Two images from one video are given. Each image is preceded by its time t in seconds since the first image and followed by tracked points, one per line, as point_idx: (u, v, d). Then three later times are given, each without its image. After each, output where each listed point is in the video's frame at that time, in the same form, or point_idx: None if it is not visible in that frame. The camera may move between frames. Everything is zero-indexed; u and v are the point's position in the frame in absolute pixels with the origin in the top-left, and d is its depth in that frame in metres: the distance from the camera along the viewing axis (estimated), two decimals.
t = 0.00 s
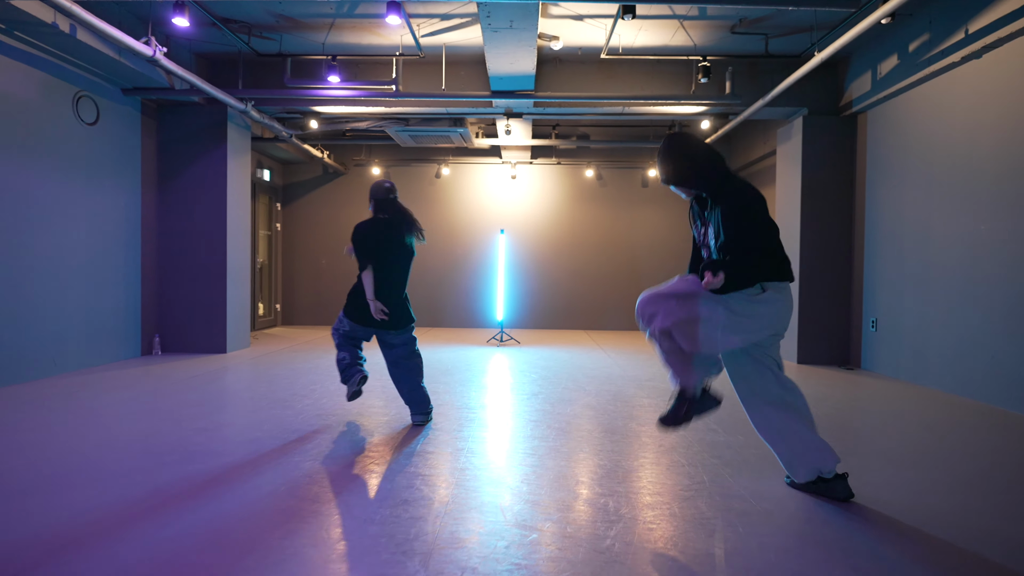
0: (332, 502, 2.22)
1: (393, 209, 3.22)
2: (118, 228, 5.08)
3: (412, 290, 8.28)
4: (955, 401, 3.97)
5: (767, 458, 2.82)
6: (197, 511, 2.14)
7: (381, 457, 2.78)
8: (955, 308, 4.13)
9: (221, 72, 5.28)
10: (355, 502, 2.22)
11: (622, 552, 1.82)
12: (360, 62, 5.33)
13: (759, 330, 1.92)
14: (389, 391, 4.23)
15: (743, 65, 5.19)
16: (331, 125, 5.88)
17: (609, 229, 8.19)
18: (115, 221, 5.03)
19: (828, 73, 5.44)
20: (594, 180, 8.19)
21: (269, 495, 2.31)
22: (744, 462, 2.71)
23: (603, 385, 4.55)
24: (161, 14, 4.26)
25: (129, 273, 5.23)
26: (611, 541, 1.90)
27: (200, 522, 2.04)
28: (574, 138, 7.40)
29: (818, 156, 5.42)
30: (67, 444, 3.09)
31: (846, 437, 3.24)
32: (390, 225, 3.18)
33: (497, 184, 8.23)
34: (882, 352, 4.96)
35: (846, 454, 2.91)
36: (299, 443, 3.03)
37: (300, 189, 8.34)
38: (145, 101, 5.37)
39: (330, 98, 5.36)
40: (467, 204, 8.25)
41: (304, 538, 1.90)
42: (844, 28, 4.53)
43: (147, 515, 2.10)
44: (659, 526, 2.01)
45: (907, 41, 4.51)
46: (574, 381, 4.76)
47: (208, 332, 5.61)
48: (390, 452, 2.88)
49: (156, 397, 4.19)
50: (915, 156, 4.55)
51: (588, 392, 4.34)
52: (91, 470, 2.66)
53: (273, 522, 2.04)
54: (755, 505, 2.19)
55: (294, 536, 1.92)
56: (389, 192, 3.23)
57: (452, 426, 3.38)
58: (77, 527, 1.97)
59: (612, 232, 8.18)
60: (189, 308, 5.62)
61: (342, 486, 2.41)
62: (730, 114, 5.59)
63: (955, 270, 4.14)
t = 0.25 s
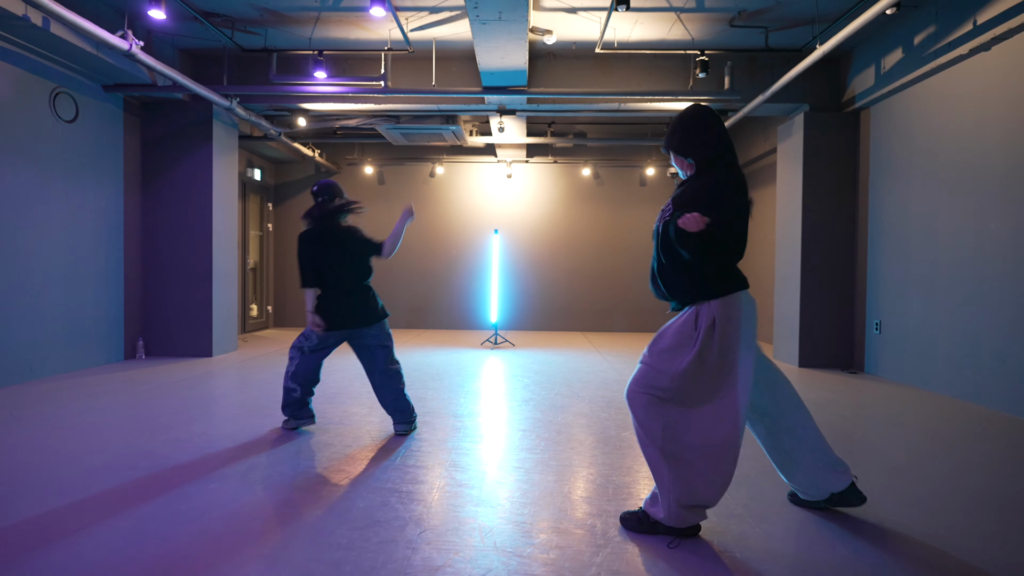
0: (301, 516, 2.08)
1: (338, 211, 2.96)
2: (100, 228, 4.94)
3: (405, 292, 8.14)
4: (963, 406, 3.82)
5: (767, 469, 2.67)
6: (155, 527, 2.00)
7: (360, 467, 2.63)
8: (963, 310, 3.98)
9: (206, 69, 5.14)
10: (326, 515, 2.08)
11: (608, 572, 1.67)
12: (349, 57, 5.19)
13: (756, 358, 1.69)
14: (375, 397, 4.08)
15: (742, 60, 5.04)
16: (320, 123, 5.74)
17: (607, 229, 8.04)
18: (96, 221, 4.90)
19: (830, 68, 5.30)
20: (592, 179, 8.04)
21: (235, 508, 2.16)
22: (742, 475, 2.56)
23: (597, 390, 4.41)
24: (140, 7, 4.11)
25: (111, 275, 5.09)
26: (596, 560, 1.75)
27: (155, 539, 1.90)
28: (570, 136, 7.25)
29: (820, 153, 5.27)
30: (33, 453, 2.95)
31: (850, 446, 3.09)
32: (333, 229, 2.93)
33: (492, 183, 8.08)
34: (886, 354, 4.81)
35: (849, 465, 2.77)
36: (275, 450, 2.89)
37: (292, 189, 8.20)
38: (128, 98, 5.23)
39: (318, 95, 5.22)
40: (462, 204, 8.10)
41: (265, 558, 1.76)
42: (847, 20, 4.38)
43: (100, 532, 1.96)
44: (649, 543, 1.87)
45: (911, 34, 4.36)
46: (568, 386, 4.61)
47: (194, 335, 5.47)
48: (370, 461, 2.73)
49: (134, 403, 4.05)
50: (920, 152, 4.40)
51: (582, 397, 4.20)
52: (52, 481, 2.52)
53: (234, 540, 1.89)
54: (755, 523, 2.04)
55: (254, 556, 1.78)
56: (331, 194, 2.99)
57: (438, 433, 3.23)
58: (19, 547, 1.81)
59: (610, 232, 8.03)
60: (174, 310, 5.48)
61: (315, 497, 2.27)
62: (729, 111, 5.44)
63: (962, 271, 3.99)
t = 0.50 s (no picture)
0: (292, 518, 2.06)
1: (310, 205, 3.15)
2: (96, 228, 4.92)
3: (404, 291, 8.12)
4: (963, 406, 3.80)
5: (765, 470, 2.65)
6: (145, 529, 1.98)
7: (355, 468, 2.61)
8: (963, 309, 3.96)
9: (202, 68, 5.12)
10: (318, 517, 2.06)
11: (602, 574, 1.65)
12: (346, 57, 5.17)
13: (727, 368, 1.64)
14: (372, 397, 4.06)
15: (741, 58, 5.02)
16: (318, 122, 5.72)
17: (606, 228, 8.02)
18: (92, 221, 4.88)
19: (829, 66, 5.27)
20: (591, 179, 8.02)
21: (226, 510, 2.14)
22: (739, 476, 2.54)
23: (595, 390, 4.39)
24: (136, 6, 4.10)
25: (108, 275, 5.07)
26: (590, 561, 1.73)
27: (143, 542, 1.88)
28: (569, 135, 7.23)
29: (819, 152, 5.24)
30: (26, 453, 2.93)
31: (848, 447, 3.07)
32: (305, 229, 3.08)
33: (491, 182, 8.07)
34: (886, 354, 4.78)
35: (849, 466, 2.74)
36: (269, 451, 2.87)
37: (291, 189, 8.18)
38: (125, 97, 5.22)
39: (315, 94, 5.20)
40: (461, 203, 8.08)
41: (254, 561, 1.74)
42: (846, 18, 4.36)
43: (88, 535, 1.94)
44: (644, 545, 1.84)
45: (911, 32, 4.33)
46: (566, 385, 4.59)
47: (191, 335, 5.46)
48: (366, 462, 2.71)
49: (129, 404, 4.03)
50: (920, 151, 4.38)
51: (579, 397, 4.18)
52: (43, 482, 2.50)
53: (224, 542, 1.87)
54: (751, 524, 2.02)
55: (243, 558, 1.76)
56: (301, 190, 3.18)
57: (435, 434, 3.20)
58: (7, 548, 1.79)
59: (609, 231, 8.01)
60: (171, 310, 5.47)
61: (308, 498, 2.25)
62: (727, 109, 5.42)
63: (963, 270, 3.96)
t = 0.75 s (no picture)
0: (312, 496, 2.26)
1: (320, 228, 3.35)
2: (113, 229, 5.12)
3: (407, 291, 8.32)
4: (942, 400, 3.98)
5: (748, 456, 2.84)
6: (178, 506, 2.18)
7: (367, 454, 2.81)
8: (943, 308, 4.15)
9: (215, 75, 5.32)
10: (336, 495, 2.25)
11: (592, 542, 1.85)
12: (353, 64, 5.37)
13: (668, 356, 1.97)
14: (379, 390, 4.26)
15: (733, 66, 5.21)
16: (325, 127, 5.92)
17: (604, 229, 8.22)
18: (109, 223, 5.08)
19: (819, 73, 5.46)
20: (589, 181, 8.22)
21: (251, 490, 2.34)
22: (724, 461, 2.73)
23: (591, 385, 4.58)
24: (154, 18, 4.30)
25: (124, 275, 5.28)
26: (583, 531, 1.92)
27: (179, 517, 2.07)
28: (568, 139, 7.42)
29: (809, 156, 5.43)
30: (57, 442, 3.13)
31: (829, 436, 3.26)
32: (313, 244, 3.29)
33: (492, 184, 8.26)
34: (872, 350, 4.97)
35: (827, 453, 2.93)
36: (285, 439, 3.07)
37: (297, 191, 8.38)
38: (140, 103, 5.41)
39: (322, 100, 5.40)
40: (463, 205, 8.28)
41: (280, 532, 1.93)
42: (833, 29, 4.55)
43: (127, 511, 2.14)
44: (631, 518, 2.04)
45: (895, 42, 4.53)
46: (564, 380, 4.79)
47: (203, 332, 5.66)
48: (377, 448, 2.90)
49: (147, 398, 4.23)
50: (904, 156, 4.57)
51: (577, 391, 4.38)
52: (77, 468, 2.70)
53: (252, 517, 2.07)
54: (731, 502, 2.21)
55: (270, 530, 1.95)
56: (316, 211, 3.40)
57: (441, 423, 3.40)
58: (58, 522, 1.99)
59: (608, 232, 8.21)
60: (184, 308, 5.67)
61: (325, 479, 2.44)
62: (721, 115, 5.61)
63: (943, 270, 4.15)
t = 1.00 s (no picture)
0: (341, 473, 2.53)
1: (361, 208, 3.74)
2: (139, 231, 5.40)
3: (415, 290, 8.58)
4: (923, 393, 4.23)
5: (737, 440, 3.09)
6: (223, 481, 2.45)
7: (387, 438, 3.07)
8: (926, 306, 4.39)
9: (234, 85, 5.60)
10: (362, 473, 2.52)
11: (591, 509, 2.11)
12: (366, 73, 5.63)
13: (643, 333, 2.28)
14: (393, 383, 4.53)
15: (728, 75, 5.47)
16: (338, 133, 6.19)
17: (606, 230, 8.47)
18: (135, 225, 5.36)
19: (811, 82, 5.71)
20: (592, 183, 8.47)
21: (283, 467, 2.61)
22: (713, 443, 2.98)
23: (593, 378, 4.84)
24: (181, 33, 4.57)
25: (149, 274, 5.55)
26: (583, 501, 2.19)
27: (227, 489, 2.34)
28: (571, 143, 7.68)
29: (801, 161, 5.68)
30: (101, 428, 3.40)
31: (813, 424, 3.51)
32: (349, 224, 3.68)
33: (498, 187, 8.53)
34: (860, 347, 5.22)
35: (810, 438, 3.18)
36: (310, 425, 3.34)
37: (308, 193, 8.66)
38: (163, 111, 5.70)
39: (336, 108, 5.66)
40: (469, 207, 8.55)
41: (317, 503, 2.20)
42: (821, 41, 4.80)
43: (178, 483, 2.41)
44: (627, 490, 2.30)
45: (880, 54, 4.77)
46: (567, 374, 5.05)
47: (222, 329, 5.93)
48: (395, 433, 3.17)
49: (175, 390, 4.50)
50: (889, 162, 4.81)
51: (579, 384, 4.63)
52: (125, 449, 2.97)
53: (290, 489, 2.33)
54: (718, 477, 2.46)
55: (308, 501, 2.21)
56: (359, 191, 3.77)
57: (453, 412, 3.66)
58: (121, 493, 2.26)
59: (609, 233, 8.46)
60: (204, 306, 5.94)
61: (351, 460, 2.71)
62: (717, 121, 5.87)
63: (925, 270, 4.39)
